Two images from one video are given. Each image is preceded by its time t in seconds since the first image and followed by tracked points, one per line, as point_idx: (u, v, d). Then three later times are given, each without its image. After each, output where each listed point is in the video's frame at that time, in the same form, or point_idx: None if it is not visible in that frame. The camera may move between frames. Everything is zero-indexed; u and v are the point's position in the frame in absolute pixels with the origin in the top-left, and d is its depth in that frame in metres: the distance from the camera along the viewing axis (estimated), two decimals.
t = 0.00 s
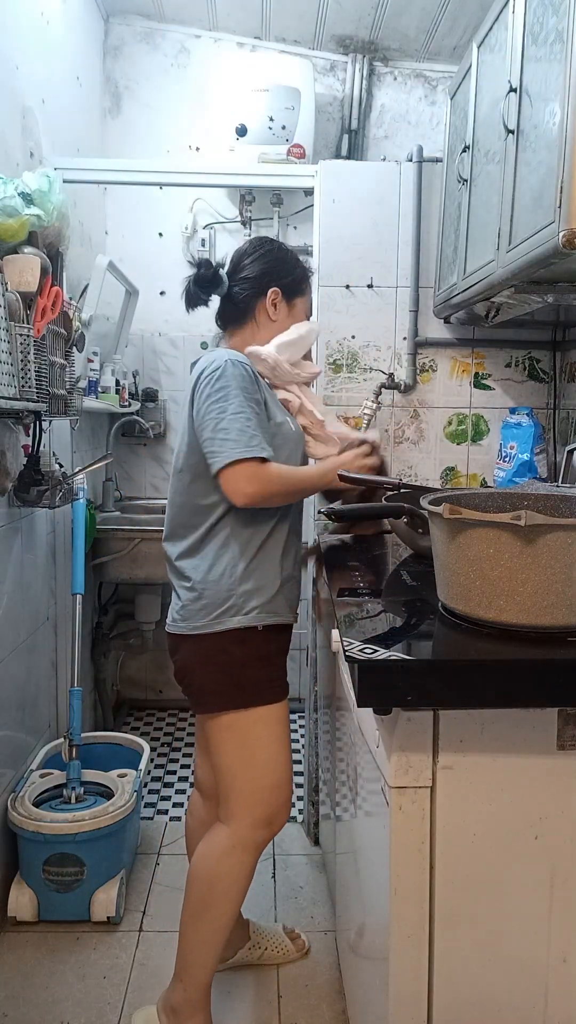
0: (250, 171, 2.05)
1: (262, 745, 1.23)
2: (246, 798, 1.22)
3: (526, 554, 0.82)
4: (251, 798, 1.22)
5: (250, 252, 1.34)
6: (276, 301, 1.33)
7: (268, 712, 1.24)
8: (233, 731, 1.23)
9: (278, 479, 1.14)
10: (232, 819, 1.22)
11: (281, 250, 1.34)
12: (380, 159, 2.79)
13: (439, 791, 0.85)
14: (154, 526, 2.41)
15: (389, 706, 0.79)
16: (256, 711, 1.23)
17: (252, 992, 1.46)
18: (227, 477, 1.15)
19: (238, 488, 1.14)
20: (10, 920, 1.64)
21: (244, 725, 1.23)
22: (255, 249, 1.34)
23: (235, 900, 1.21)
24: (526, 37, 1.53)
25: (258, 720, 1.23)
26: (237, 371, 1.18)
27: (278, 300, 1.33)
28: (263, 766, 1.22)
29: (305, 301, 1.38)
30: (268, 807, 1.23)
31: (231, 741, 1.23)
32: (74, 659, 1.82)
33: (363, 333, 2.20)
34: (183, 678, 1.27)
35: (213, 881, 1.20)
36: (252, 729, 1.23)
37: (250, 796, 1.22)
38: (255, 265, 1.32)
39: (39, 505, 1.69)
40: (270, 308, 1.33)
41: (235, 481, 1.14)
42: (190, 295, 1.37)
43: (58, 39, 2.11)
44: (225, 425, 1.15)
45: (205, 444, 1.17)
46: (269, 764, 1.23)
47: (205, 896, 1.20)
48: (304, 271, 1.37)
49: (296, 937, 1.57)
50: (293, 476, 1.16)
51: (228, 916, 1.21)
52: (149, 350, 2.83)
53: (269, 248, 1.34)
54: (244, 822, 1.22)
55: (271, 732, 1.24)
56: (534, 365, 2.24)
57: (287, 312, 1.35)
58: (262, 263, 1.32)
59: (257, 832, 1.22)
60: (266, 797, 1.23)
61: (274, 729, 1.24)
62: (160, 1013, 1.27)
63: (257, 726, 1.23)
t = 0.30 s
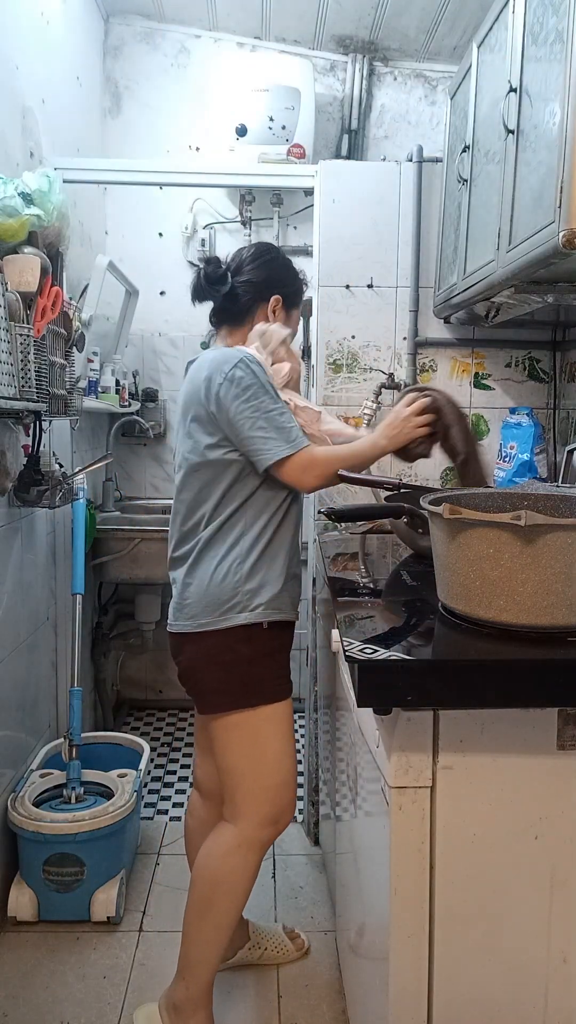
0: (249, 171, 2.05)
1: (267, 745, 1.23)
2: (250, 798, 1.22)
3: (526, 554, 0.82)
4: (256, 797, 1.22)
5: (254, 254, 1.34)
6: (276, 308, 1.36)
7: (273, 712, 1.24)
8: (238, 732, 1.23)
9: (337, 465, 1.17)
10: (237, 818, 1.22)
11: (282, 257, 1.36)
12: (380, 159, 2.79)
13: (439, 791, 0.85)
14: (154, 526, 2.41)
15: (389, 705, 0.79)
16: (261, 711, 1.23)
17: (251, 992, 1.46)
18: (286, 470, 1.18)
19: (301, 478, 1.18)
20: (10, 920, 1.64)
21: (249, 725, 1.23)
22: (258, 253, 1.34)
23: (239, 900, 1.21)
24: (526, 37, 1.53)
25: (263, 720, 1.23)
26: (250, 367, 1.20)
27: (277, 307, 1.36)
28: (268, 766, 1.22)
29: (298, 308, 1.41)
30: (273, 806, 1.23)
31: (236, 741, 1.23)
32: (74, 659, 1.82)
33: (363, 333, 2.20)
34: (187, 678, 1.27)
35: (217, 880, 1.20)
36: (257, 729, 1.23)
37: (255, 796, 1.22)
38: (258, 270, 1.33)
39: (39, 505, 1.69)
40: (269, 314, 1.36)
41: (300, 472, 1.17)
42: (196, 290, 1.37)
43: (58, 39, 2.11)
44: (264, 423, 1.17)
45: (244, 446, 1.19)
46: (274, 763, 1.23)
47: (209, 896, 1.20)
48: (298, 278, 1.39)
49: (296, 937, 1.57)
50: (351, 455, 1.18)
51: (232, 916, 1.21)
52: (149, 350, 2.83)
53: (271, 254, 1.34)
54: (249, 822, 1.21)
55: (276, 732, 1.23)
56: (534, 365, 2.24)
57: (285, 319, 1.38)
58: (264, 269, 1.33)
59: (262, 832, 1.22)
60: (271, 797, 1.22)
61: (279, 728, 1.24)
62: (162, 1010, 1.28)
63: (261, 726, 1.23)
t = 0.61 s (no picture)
0: (249, 171, 2.06)
1: (272, 744, 1.23)
2: (255, 797, 1.22)
3: (526, 554, 0.82)
4: (261, 797, 1.22)
5: (257, 256, 1.35)
6: (276, 308, 1.35)
7: (277, 712, 1.24)
8: (243, 731, 1.23)
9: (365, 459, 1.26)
10: (241, 818, 1.23)
11: (288, 262, 1.37)
12: (380, 159, 2.79)
13: (439, 791, 0.85)
14: (154, 526, 2.41)
15: (389, 705, 0.79)
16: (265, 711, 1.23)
17: (251, 992, 1.46)
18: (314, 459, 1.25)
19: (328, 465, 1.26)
20: (10, 920, 1.64)
21: (254, 725, 1.23)
22: (263, 255, 1.35)
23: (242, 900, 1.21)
24: (526, 37, 1.53)
25: (269, 720, 1.23)
26: (265, 367, 1.23)
27: (277, 307, 1.35)
28: (273, 766, 1.23)
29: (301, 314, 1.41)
30: (277, 806, 1.23)
31: (240, 741, 1.23)
32: (74, 659, 1.82)
33: (363, 333, 2.20)
34: (193, 677, 1.27)
35: (220, 880, 1.20)
36: (262, 729, 1.23)
37: (260, 795, 1.22)
38: (260, 270, 1.34)
39: (39, 505, 1.69)
40: (269, 314, 1.35)
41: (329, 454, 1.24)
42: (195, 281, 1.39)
43: (58, 39, 2.11)
44: (291, 421, 1.22)
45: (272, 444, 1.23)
46: (279, 763, 1.23)
47: (212, 895, 1.20)
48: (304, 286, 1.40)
49: (296, 937, 1.57)
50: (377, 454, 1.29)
51: (235, 915, 1.21)
52: (148, 350, 2.83)
53: (277, 257, 1.35)
54: (253, 822, 1.22)
55: (281, 732, 1.24)
56: (534, 365, 2.24)
57: (286, 320, 1.37)
58: (266, 269, 1.34)
59: (266, 831, 1.22)
60: (276, 797, 1.23)
61: (284, 728, 1.24)
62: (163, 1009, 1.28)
63: (266, 726, 1.23)
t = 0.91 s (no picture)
0: (249, 171, 2.06)
1: (271, 743, 1.23)
2: (256, 796, 1.22)
3: (526, 554, 0.82)
4: (262, 796, 1.22)
5: (259, 260, 1.37)
6: (277, 301, 1.34)
7: (277, 711, 1.24)
8: (244, 730, 1.23)
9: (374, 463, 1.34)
10: (241, 818, 1.22)
11: (293, 264, 1.37)
12: (380, 159, 2.79)
13: (439, 791, 0.85)
14: (153, 526, 2.41)
15: (389, 705, 0.79)
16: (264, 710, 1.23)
17: (251, 992, 1.45)
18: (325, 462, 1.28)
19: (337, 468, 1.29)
20: (10, 920, 1.64)
21: (253, 724, 1.23)
22: (264, 259, 1.37)
23: (243, 899, 1.21)
24: (526, 37, 1.53)
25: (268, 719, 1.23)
26: (281, 369, 1.24)
27: (278, 302, 1.34)
28: (273, 765, 1.22)
29: (307, 313, 1.39)
30: (278, 805, 1.23)
31: (240, 740, 1.23)
32: (74, 659, 1.82)
33: (363, 333, 2.20)
34: (192, 676, 1.27)
35: (221, 879, 1.20)
36: (262, 728, 1.23)
37: (260, 795, 1.22)
38: (260, 269, 1.35)
39: (39, 505, 1.69)
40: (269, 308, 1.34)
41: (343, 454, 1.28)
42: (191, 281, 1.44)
43: (58, 39, 2.11)
44: (304, 425, 1.25)
45: (281, 446, 1.25)
46: (280, 762, 1.23)
47: (213, 895, 1.20)
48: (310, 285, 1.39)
49: (296, 937, 1.57)
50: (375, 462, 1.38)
51: (236, 915, 1.21)
52: (148, 349, 2.83)
53: (280, 258, 1.36)
54: (253, 821, 1.22)
55: (281, 730, 1.24)
56: (534, 365, 2.24)
57: (288, 315, 1.36)
58: (266, 269, 1.35)
59: (268, 830, 1.22)
60: (276, 796, 1.23)
61: (284, 727, 1.24)
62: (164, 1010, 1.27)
63: (266, 725, 1.23)
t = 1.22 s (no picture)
0: (249, 171, 2.06)
1: (261, 740, 1.23)
2: (245, 794, 1.22)
3: (526, 554, 0.82)
4: (249, 794, 1.22)
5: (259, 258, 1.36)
6: (272, 301, 1.33)
7: (272, 709, 1.24)
8: (234, 728, 1.23)
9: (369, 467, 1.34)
10: (228, 815, 1.23)
11: (292, 260, 1.35)
12: (380, 159, 2.79)
13: (439, 791, 0.85)
14: (153, 526, 2.41)
15: (389, 705, 0.79)
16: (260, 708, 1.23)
17: (251, 992, 1.45)
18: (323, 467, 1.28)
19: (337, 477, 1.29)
20: (10, 920, 1.64)
21: (244, 721, 1.23)
22: (262, 257, 1.36)
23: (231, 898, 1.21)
24: (526, 37, 1.53)
25: (263, 717, 1.23)
26: (289, 370, 1.25)
27: (274, 302, 1.33)
28: (265, 762, 1.23)
29: (307, 309, 1.36)
30: (264, 802, 1.23)
31: (229, 738, 1.23)
32: (74, 659, 1.82)
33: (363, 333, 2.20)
34: (188, 671, 1.27)
35: (209, 878, 1.20)
36: (252, 725, 1.23)
37: (248, 792, 1.22)
38: (256, 270, 1.35)
39: (39, 505, 1.69)
40: (265, 310, 1.33)
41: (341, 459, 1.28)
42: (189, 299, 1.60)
43: (58, 39, 2.11)
44: (312, 426, 1.25)
45: (289, 447, 1.25)
46: (269, 759, 1.23)
47: (202, 895, 1.20)
48: (311, 279, 1.35)
49: (295, 936, 1.57)
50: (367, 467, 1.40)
51: (225, 913, 1.21)
52: (149, 350, 2.83)
53: (278, 255, 1.35)
54: (241, 819, 1.22)
55: (271, 728, 1.24)
56: (534, 365, 2.24)
57: (285, 314, 1.34)
58: (263, 269, 1.34)
59: (254, 827, 1.23)
60: (264, 793, 1.23)
61: (275, 725, 1.24)
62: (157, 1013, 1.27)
63: (258, 722, 1.23)
